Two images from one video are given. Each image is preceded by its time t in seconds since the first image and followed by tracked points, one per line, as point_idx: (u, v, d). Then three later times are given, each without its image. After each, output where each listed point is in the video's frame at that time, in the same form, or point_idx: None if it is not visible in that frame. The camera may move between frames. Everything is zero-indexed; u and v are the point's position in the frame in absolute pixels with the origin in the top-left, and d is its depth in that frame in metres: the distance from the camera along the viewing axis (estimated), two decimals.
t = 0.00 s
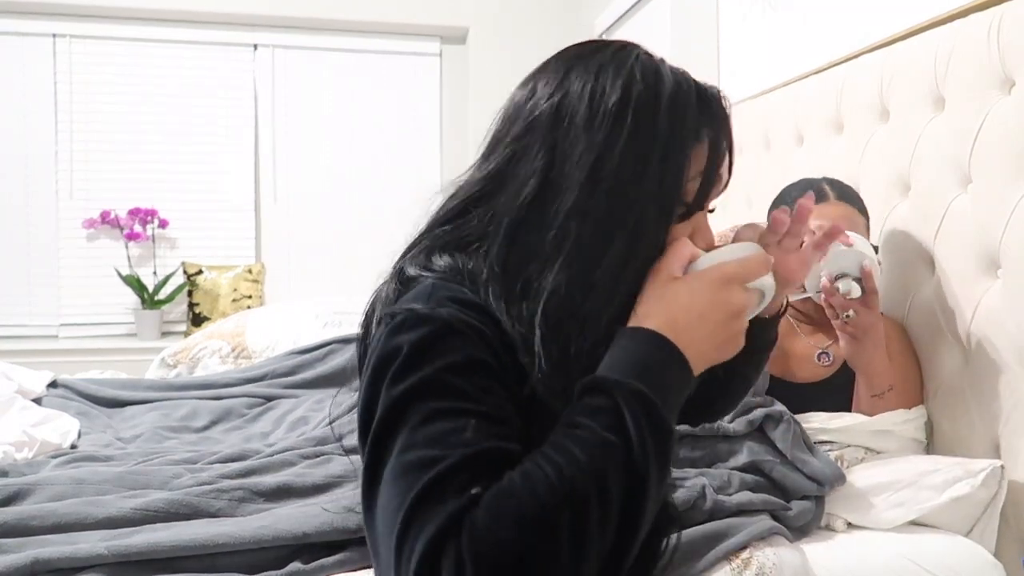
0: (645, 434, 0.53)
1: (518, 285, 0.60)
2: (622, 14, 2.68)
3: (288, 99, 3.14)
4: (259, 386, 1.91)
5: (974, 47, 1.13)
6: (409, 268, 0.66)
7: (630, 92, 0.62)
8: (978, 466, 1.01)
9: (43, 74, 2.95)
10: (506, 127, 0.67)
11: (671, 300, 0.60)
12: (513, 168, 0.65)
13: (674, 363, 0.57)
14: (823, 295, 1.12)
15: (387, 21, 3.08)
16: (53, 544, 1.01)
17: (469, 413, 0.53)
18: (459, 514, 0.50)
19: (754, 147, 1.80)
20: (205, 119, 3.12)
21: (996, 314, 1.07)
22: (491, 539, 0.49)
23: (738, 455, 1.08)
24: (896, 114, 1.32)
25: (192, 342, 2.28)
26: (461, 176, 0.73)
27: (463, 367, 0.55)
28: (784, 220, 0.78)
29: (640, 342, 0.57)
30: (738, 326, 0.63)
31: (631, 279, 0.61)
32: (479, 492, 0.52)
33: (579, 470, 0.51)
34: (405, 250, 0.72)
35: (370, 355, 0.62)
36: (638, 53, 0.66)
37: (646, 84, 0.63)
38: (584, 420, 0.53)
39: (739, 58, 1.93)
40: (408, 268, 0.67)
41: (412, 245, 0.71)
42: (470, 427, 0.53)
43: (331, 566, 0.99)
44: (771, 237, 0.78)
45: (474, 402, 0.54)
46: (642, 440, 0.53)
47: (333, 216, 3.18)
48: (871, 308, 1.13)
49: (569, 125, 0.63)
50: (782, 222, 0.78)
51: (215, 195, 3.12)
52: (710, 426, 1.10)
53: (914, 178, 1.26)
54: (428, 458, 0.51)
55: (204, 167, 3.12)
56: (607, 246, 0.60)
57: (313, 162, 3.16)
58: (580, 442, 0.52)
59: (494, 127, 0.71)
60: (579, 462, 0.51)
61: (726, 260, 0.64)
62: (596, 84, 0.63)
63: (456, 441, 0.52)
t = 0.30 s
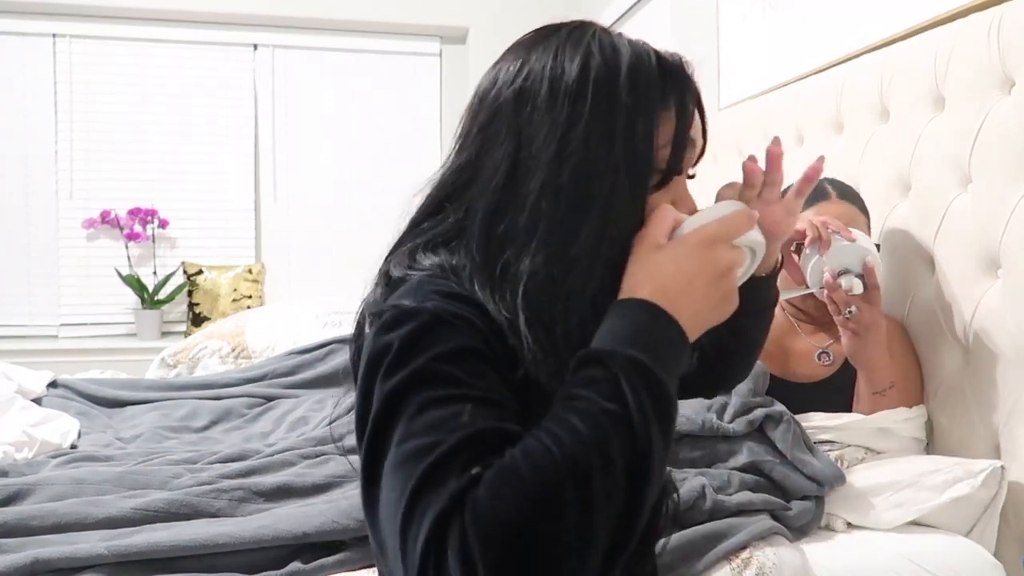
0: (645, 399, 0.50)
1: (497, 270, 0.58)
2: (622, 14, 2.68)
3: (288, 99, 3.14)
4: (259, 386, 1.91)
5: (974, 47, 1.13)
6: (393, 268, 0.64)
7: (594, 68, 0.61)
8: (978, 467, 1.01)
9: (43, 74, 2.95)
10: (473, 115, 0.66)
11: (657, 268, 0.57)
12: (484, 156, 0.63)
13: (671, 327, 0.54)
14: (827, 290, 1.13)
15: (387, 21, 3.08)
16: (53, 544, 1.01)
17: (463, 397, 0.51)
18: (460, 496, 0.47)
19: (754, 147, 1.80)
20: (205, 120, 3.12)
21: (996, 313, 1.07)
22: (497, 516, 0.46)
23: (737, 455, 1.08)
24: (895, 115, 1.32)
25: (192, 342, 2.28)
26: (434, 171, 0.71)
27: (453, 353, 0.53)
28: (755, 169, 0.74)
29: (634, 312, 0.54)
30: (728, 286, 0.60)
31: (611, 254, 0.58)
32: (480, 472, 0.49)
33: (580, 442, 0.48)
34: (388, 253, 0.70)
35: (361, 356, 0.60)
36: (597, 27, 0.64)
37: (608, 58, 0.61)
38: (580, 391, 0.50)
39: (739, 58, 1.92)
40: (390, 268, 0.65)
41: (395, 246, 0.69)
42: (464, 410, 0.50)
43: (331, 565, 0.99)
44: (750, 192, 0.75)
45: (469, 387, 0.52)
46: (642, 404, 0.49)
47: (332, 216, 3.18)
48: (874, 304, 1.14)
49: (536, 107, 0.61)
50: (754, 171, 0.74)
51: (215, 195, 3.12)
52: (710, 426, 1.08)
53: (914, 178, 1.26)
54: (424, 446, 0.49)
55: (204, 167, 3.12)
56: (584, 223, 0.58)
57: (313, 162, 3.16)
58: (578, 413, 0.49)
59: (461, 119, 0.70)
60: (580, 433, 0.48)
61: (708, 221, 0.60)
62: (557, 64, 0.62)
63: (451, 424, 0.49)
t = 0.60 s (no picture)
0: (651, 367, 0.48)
1: (486, 263, 0.59)
2: (621, 14, 2.68)
3: (288, 99, 3.14)
4: (259, 386, 1.91)
5: (973, 47, 1.13)
6: (385, 269, 0.64)
7: (566, 55, 0.61)
8: (979, 467, 1.01)
9: (43, 74, 2.95)
10: (450, 114, 0.66)
11: (650, 241, 0.55)
12: (466, 152, 0.63)
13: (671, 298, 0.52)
14: (829, 287, 1.13)
15: (386, 21, 3.08)
16: (53, 544, 1.01)
17: (467, 382, 0.50)
18: (472, 475, 0.46)
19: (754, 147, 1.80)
20: (205, 120, 3.12)
21: (996, 312, 1.07)
22: (513, 490, 0.45)
23: (737, 455, 1.08)
24: (895, 115, 1.32)
25: (192, 342, 2.28)
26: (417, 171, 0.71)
27: (455, 340, 0.52)
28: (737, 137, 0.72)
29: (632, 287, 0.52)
30: (726, 250, 0.58)
31: (598, 232, 0.58)
32: (491, 450, 0.47)
33: (589, 413, 0.46)
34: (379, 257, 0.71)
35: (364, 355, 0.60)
36: (564, 14, 0.64)
37: (581, 43, 0.61)
38: (584, 363, 0.49)
39: (739, 57, 1.92)
40: (383, 271, 0.65)
41: (386, 249, 0.69)
42: (468, 394, 0.49)
43: (330, 565, 0.99)
44: (735, 159, 0.73)
45: (472, 371, 0.51)
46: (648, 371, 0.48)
47: (332, 215, 3.18)
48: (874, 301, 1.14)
49: (512, 99, 0.61)
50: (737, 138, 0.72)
51: (215, 195, 3.12)
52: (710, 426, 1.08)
53: (914, 178, 1.26)
54: (430, 433, 0.48)
55: (204, 167, 3.12)
56: (569, 211, 0.58)
57: (313, 162, 3.16)
58: (587, 382, 0.47)
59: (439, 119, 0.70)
60: (590, 403, 0.46)
61: (698, 192, 0.59)
62: (530, 53, 0.62)
63: (457, 408, 0.48)
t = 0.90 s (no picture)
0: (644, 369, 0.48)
1: (481, 263, 0.59)
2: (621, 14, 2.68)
3: (288, 99, 3.14)
4: (259, 386, 1.91)
5: (974, 47, 1.13)
6: (380, 267, 0.64)
7: (569, 56, 0.61)
8: (979, 467, 1.00)
9: (43, 74, 2.95)
10: (450, 112, 0.66)
11: (648, 245, 0.55)
12: (465, 150, 0.63)
13: (666, 301, 0.52)
14: (830, 284, 1.13)
15: (386, 21, 3.08)
16: (53, 544, 1.01)
17: (459, 381, 0.50)
18: (464, 475, 0.46)
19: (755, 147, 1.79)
20: (205, 120, 3.12)
21: (996, 313, 1.07)
22: (504, 490, 0.44)
23: (737, 455, 1.08)
24: (895, 115, 1.32)
25: (192, 342, 2.28)
26: (414, 169, 0.71)
27: (449, 340, 0.52)
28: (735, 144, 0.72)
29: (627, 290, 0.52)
30: (722, 256, 0.58)
31: (592, 235, 0.58)
32: (484, 451, 0.47)
33: (584, 414, 0.46)
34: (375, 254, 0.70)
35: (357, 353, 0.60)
36: (569, 16, 0.64)
37: (584, 46, 0.61)
38: (579, 365, 0.49)
39: (739, 57, 1.92)
40: (378, 268, 0.65)
41: (381, 247, 0.69)
42: (463, 392, 0.49)
43: (330, 565, 0.99)
44: (730, 167, 0.72)
45: (467, 370, 0.51)
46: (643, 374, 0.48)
47: (332, 216, 3.18)
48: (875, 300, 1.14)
49: (514, 99, 0.61)
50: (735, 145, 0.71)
51: (215, 196, 3.13)
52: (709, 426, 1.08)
53: (914, 178, 1.26)
54: (422, 432, 0.48)
55: (204, 167, 3.12)
56: (565, 213, 0.58)
57: (313, 162, 3.16)
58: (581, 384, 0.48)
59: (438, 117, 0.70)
60: (584, 404, 0.46)
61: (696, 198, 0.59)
62: (532, 54, 0.62)
63: (449, 407, 0.48)
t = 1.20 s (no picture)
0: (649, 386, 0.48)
1: (490, 265, 0.58)
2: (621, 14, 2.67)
3: (288, 99, 3.14)
4: (259, 386, 1.91)
5: (974, 46, 1.13)
6: (390, 263, 0.64)
7: (592, 62, 0.60)
8: (979, 467, 0.99)
9: (43, 74, 2.95)
10: (469, 108, 0.66)
11: (660, 260, 0.55)
12: (480, 148, 0.63)
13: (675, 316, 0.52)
14: (830, 283, 1.13)
15: (386, 21, 3.08)
16: (52, 544, 1.01)
17: (465, 386, 0.50)
18: (463, 482, 0.46)
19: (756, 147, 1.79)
20: (205, 119, 3.12)
21: (996, 312, 1.07)
22: (498, 501, 0.44)
23: (737, 454, 1.08)
24: (896, 114, 1.32)
25: (192, 342, 2.28)
26: (429, 163, 0.71)
27: (455, 343, 0.52)
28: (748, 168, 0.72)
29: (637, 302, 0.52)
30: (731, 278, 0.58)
31: (600, 246, 0.58)
32: (484, 458, 0.48)
33: (585, 427, 0.46)
34: (384, 247, 0.71)
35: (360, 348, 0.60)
36: (596, 21, 0.64)
37: (608, 52, 0.61)
38: (584, 378, 0.49)
39: (739, 57, 1.92)
40: (388, 262, 0.65)
41: (392, 240, 0.69)
42: (468, 398, 0.49)
43: (330, 565, 0.99)
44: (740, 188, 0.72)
45: (472, 376, 0.51)
46: (647, 391, 0.48)
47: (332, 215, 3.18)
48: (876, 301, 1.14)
49: (534, 101, 0.61)
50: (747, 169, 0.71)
51: (215, 195, 3.13)
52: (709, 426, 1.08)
53: (914, 178, 1.26)
54: (424, 432, 0.48)
55: (204, 167, 3.12)
56: (576, 220, 0.57)
57: (313, 162, 3.16)
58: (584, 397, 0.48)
59: (456, 113, 0.70)
60: (585, 418, 0.46)
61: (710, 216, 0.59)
62: (556, 58, 0.61)
63: (453, 410, 0.48)
